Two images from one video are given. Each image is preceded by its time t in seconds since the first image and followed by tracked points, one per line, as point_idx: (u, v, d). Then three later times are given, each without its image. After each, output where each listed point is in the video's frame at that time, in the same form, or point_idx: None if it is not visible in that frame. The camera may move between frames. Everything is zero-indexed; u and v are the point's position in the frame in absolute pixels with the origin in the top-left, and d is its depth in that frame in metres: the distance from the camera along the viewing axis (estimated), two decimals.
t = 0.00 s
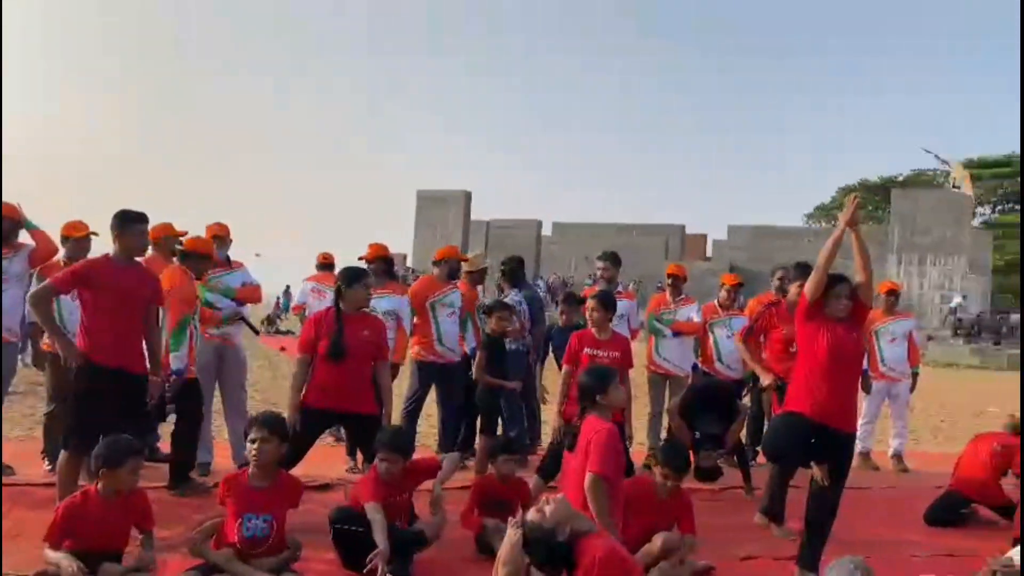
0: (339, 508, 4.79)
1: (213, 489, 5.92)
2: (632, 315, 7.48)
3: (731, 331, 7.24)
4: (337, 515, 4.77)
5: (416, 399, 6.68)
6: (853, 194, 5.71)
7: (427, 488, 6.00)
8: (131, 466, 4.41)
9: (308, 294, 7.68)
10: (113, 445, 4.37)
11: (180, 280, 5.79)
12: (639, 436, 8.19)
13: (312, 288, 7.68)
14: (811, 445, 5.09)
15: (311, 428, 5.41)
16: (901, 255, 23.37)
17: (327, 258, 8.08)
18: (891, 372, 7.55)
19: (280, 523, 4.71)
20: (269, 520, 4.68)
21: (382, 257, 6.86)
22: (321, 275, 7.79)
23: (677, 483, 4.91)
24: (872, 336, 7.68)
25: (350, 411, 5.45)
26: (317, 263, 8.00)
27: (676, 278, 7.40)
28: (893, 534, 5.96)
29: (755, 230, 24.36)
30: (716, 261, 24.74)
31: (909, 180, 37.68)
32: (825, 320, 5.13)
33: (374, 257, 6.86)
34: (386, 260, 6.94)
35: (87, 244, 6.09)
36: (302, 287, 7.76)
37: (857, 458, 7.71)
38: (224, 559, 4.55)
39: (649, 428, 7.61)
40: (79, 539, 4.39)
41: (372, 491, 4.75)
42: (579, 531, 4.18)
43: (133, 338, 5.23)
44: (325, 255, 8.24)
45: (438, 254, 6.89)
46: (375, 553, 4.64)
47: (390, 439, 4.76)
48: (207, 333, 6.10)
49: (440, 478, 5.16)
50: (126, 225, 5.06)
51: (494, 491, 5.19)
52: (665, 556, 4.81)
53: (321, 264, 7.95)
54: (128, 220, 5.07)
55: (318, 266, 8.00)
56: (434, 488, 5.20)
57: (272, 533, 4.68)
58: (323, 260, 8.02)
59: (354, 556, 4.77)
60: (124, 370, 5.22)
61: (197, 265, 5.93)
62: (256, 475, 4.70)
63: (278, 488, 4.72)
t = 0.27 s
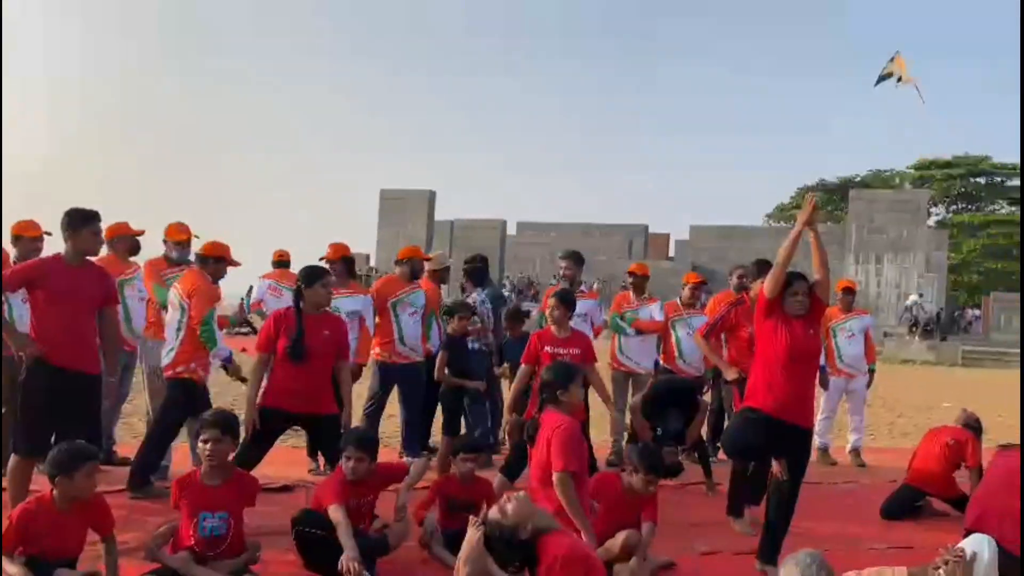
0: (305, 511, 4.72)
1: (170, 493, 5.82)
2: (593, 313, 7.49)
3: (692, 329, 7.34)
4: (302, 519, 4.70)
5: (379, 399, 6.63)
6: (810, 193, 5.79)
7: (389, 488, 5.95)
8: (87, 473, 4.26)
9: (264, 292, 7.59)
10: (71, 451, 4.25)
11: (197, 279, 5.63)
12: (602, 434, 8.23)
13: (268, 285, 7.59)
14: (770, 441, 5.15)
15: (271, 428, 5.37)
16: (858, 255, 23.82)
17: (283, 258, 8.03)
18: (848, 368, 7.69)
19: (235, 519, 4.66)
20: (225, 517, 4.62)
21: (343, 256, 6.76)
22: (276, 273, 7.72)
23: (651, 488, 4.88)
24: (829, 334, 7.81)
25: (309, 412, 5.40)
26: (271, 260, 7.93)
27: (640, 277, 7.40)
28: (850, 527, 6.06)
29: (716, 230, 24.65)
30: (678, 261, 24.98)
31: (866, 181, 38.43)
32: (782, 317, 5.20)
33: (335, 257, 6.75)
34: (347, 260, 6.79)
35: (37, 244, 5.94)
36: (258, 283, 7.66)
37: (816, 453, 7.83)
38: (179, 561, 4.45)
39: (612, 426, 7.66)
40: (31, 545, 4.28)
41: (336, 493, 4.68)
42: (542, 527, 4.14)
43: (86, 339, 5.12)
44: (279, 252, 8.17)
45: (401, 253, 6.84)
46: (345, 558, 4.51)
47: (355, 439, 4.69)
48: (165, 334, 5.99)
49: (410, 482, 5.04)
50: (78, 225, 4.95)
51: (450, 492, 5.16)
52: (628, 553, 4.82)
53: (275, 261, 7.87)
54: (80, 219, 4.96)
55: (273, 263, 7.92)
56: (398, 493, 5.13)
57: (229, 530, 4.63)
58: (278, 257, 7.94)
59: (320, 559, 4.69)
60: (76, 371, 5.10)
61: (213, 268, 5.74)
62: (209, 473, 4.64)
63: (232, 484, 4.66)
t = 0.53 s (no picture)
0: (271, 511, 4.66)
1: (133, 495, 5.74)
2: (561, 310, 7.52)
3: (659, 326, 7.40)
4: (269, 518, 4.63)
5: (346, 400, 6.59)
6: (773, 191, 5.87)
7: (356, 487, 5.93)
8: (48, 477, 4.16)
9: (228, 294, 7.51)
10: (32, 453, 4.14)
11: (224, 279, 6.47)
12: (570, 431, 8.27)
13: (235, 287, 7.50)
14: (735, 436, 5.21)
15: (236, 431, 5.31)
16: (823, 252, 24.18)
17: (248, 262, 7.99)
18: (811, 363, 7.81)
19: (199, 520, 4.60)
20: (190, 517, 4.56)
21: (308, 255, 6.63)
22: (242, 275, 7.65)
23: (613, 478, 4.92)
24: (793, 330, 7.92)
25: (276, 412, 5.35)
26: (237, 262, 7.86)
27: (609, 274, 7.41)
28: (814, 520, 6.15)
29: (684, 228, 24.87)
30: (646, 259, 25.16)
31: (830, 179, 39.01)
32: (746, 314, 5.27)
33: (300, 257, 6.58)
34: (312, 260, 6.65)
35: None
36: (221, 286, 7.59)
37: (780, 448, 7.94)
38: (142, 565, 4.39)
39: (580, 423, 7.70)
40: None
41: (301, 493, 4.64)
42: (508, 525, 4.12)
43: (42, 339, 5.03)
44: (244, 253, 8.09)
45: (367, 251, 6.80)
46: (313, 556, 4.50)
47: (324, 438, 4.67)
48: (127, 335, 5.89)
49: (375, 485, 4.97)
50: (33, 224, 4.85)
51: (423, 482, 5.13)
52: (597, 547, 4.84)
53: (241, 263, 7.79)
54: (34, 218, 4.86)
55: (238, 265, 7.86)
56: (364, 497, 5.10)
57: (193, 531, 4.57)
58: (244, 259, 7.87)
59: (286, 560, 4.65)
60: (33, 372, 5.01)
61: (242, 272, 6.51)
62: (173, 473, 4.58)
63: (194, 484, 4.61)
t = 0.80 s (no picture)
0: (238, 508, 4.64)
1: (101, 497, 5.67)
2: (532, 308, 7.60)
3: (630, 323, 7.41)
4: (238, 516, 4.62)
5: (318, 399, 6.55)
6: (741, 188, 5.94)
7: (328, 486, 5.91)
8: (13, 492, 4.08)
9: (198, 292, 7.44)
10: None
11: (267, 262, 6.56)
12: (543, 428, 8.31)
13: (202, 286, 7.44)
14: (705, 432, 5.25)
15: (207, 431, 5.26)
16: (793, 249, 24.45)
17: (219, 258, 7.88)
18: (781, 359, 7.89)
19: (170, 524, 4.55)
20: (161, 521, 4.51)
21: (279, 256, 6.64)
22: (210, 272, 7.58)
23: (581, 470, 4.96)
24: (763, 326, 8.00)
25: (247, 412, 5.30)
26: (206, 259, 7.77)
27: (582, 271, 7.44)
28: (784, 514, 6.23)
29: (657, 226, 25.05)
30: (618, 256, 25.31)
31: (800, 176, 39.47)
32: (716, 310, 5.32)
33: (268, 259, 6.54)
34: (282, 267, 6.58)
35: None
36: (191, 284, 7.53)
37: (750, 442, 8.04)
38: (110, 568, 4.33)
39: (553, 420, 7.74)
40: None
41: (271, 491, 4.61)
42: (482, 521, 4.13)
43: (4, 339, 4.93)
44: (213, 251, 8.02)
45: (338, 249, 6.76)
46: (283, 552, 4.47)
47: (291, 435, 4.63)
48: (94, 335, 5.80)
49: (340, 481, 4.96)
50: None
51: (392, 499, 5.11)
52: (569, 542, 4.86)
53: (210, 259, 7.72)
54: None
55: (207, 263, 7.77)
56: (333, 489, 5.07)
57: (164, 535, 4.51)
58: (213, 257, 7.80)
59: (256, 557, 4.62)
60: None
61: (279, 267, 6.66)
62: (147, 475, 4.52)
63: (169, 487, 4.56)
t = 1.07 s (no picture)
0: (204, 505, 4.59)
1: (71, 499, 5.60)
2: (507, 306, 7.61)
3: (606, 320, 7.43)
4: (204, 515, 4.54)
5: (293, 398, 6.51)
6: (715, 186, 5.97)
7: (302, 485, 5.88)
8: None
9: (167, 296, 7.39)
10: None
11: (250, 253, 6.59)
12: (519, 426, 8.32)
13: (172, 290, 7.39)
14: (679, 428, 5.29)
15: (179, 432, 5.23)
16: (766, 246, 24.67)
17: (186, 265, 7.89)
18: (753, 355, 7.97)
19: (148, 530, 4.49)
20: (139, 527, 4.45)
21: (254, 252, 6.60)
22: (179, 276, 7.52)
23: (551, 465, 4.97)
24: (736, 322, 8.07)
25: (220, 412, 5.27)
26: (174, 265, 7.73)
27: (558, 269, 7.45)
28: (757, 508, 6.29)
29: (633, 224, 25.18)
30: (594, 253, 25.41)
31: (773, 174, 39.82)
32: (689, 307, 5.36)
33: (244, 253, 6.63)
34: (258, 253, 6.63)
35: None
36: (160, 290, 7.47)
37: (724, 438, 8.10)
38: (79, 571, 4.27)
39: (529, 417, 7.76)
40: None
41: (241, 488, 4.58)
42: (455, 519, 4.12)
43: None
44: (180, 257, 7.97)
45: (311, 248, 6.76)
46: (253, 553, 4.45)
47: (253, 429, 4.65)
48: (62, 335, 5.73)
49: (304, 472, 4.97)
50: None
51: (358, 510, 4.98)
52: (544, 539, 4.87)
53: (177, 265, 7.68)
54: None
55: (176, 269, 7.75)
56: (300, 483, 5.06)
57: (140, 540, 4.45)
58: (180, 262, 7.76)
59: (226, 556, 4.56)
60: None
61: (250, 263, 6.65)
62: (128, 479, 4.47)
63: (150, 492, 4.51)
